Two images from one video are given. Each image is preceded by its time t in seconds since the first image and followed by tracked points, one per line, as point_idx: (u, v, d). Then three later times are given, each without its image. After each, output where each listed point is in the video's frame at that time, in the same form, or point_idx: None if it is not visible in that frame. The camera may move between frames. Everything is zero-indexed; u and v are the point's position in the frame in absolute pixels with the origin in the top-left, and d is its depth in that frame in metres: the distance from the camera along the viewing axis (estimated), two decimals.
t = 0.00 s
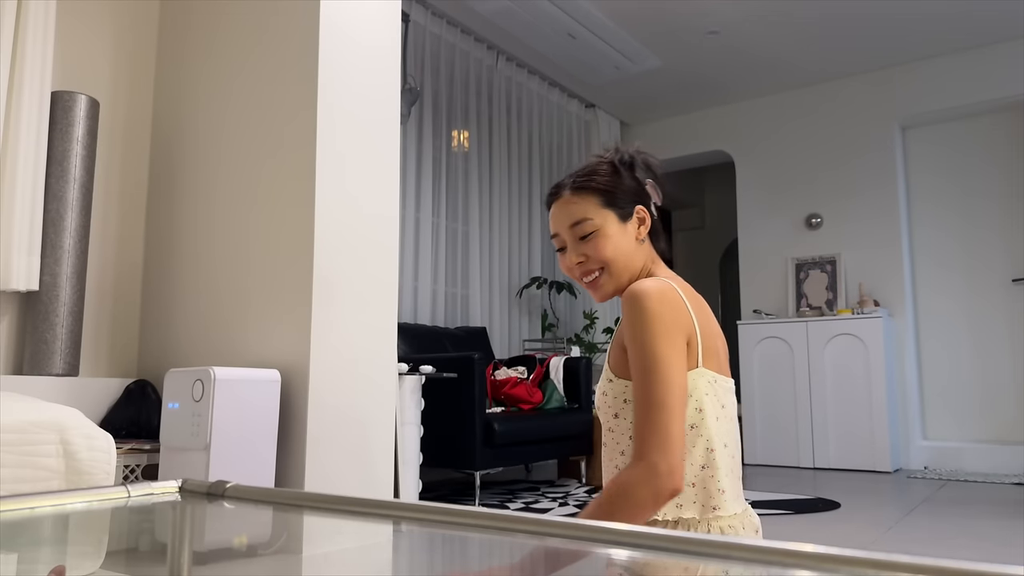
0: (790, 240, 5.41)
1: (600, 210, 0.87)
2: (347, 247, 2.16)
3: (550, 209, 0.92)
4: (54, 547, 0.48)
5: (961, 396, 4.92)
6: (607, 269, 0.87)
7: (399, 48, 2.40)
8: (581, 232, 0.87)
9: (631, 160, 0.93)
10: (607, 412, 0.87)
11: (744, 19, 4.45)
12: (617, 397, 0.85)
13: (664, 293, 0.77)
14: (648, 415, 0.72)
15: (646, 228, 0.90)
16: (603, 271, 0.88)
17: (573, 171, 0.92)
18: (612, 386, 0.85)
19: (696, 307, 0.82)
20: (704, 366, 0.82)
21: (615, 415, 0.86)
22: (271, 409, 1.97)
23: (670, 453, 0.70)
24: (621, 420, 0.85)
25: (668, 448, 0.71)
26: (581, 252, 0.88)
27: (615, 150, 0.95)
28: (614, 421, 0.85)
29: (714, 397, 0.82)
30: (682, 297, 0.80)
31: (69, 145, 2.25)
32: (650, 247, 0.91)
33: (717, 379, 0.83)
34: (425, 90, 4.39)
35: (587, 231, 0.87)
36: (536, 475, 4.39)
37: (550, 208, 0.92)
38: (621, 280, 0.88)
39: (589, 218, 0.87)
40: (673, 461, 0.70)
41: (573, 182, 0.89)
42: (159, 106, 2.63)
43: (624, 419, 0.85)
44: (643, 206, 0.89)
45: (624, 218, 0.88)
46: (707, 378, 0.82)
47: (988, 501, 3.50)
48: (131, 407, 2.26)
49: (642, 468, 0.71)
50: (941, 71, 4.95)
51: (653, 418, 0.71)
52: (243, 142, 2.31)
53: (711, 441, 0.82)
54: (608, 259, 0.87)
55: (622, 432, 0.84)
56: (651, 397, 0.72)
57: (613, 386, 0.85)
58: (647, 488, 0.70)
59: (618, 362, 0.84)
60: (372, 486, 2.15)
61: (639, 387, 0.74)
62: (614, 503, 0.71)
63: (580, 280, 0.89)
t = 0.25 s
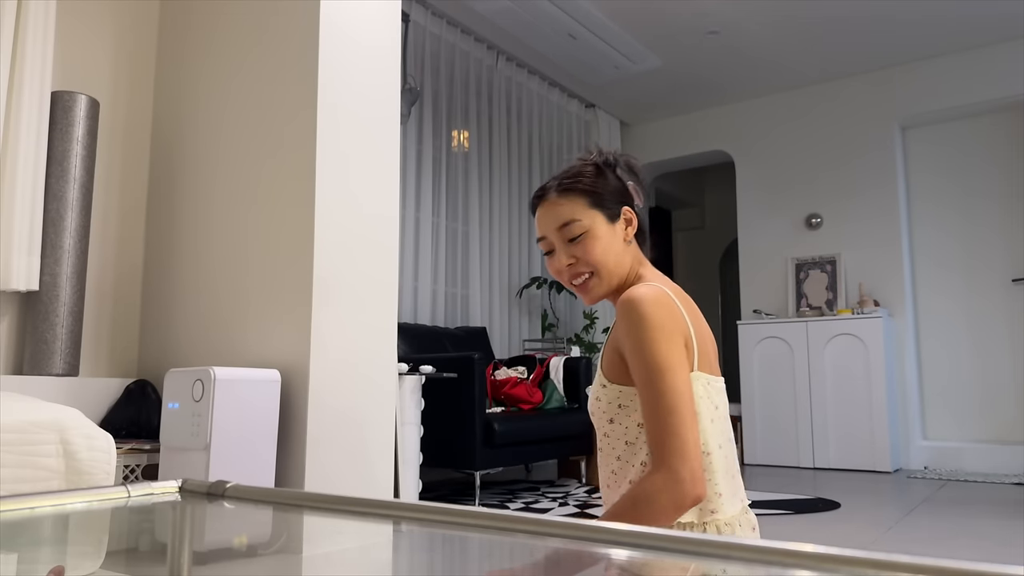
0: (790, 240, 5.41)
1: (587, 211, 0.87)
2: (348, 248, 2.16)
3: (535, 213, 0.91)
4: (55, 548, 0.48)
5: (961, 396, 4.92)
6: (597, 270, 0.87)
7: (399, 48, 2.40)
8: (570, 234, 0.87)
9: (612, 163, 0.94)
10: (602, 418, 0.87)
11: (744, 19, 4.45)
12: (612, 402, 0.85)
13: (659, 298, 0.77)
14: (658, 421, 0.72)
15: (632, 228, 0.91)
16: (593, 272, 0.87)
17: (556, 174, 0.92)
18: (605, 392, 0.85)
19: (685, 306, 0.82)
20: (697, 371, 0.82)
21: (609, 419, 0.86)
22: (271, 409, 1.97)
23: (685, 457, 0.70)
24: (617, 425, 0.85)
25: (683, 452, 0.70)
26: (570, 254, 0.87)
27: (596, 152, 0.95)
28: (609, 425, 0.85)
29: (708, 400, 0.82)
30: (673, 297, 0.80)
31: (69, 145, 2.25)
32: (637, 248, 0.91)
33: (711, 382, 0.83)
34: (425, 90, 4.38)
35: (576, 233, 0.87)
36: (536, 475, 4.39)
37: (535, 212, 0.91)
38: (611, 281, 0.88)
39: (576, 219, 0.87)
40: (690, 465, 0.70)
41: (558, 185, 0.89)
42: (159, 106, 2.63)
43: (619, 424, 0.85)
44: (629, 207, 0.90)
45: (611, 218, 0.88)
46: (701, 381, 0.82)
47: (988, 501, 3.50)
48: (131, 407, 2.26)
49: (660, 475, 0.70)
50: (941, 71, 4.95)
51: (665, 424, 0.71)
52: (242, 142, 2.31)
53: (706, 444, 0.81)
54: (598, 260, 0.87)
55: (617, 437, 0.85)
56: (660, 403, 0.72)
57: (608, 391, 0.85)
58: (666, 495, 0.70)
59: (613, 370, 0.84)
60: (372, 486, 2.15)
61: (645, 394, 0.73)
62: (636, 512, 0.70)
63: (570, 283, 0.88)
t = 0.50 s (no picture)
0: (790, 240, 5.41)
1: (585, 202, 0.86)
2: (348, 248, 2.16)
3: (531, 206, 0.90)
4: (55, 547, 0.48)
5: (961, 396, 4.92)
6: (592, 262, 0.86)
7: (399, 48, 2.40)
8: (566, 224, 0.86)
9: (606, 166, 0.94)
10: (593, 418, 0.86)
11: (744, 19, 4.45)
12: (602, 402, 0.84)
13: (650, 298, 0.77)
14: (632, 421, 0.72)
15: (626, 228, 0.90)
16: (588, 264, 0.86)
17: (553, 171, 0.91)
18: (596, 392, 0.84)
19: (681, 309, 0.82)
20: (686, 371, 0.82)
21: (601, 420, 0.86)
22: (271, 409, 1.97)
23: (653, 461, 0.70)
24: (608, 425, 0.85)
25: (652, 456, 0.71)
26: (565, 244, 0.86)
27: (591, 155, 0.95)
28: (600, 426, 0.85)
29: (699, 399, 0.82)
30: (667, 299, 0.80)
31: (69, 145, 2.25)
32: (630, 248, 0.90)
33: (702, 381, 0.83)
34: (425, 90, 4.38)
35: (573, 223, 0.86)
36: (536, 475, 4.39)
37: (530, 206, 0.90)
38: (605, 275, 0.87)
39: (574, 209, 0.86)
40: (655, 470, 0.70)
41: (555, 179, 0.89)
42: (159, 106, 2.63)
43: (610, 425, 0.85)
44: (625, 205, 0.89)
45: (607, 213, 0.87)
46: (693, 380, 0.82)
47: (988, 501, 3.50)
48: (131, 407, 2.26)
49: (626, 475, 0.71)
50: (941, 71, 4.95)
51: (637, 426, 0.71)
52: (242, 141, 2.31)
53: (698, 443, 0.81)
54: (594, 252, 0.85)
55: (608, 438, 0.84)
56: (636, 403, 0.72)
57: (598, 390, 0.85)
58: (629, 496, 0.70)
59: (603, 368, 0.84)
60: (371, 486, 2.15)
61: (625, 393, 0.73)
62: (599, 509, 0.71)
63: (563, 274, 0.87)
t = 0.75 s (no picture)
0: (790, 240, 5.41)
1: (587, 196, 0.86)
2: (348, 249, 2.16)
3: (532, 198, 0.90)
4: (54, 547, 0.48)
5: (961, 396, 4.92)
6: (587, 256, 0.85)
7: (399, 48, 2.40)
8: (566, 216, 0.86)
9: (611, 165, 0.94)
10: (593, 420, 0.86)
11: (744, 19, 4.45)
12: (603, 403, 0.84)
13: (653, 299, 0.77)
14: (631, 422, 0.72)
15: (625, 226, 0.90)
16: (583, 259, 0.86)
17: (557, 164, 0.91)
18: (596, 394, 0.84)
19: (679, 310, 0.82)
20: (688, 371, 0.81)
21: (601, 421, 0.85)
22: (271, 409, 1.97)
23: (650, 462, 0.70)
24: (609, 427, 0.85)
25: (649, 456, 0.71)
26: (563, 237, 0.86)
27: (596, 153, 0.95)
28: (600, 427, 0.85)
29: (699, 401, 0.82)
30: (669, 300, 0.80)
31: (69, 145, 2.25)
32: (629, 247, 0.90)
33: (702, 382, 0.82)
34: (425, 90, 4.38)
35: (572, 216, 0.86)
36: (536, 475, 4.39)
37: (531, 197, 0.90)
38: (600, 272, 0.86)
39: (575, 202, 0.86)
40: (652, 471, 0.70)
41: (558, 171, 0.89)
42: (159, 105, 2.63)
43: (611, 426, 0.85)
44: (626, 204, 0.89)
45: (608, 210, 0.87)
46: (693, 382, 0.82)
47: (988, 501, 3.50)
48: (131, 407, 2.26)
49: (623, 476, 0.71)
50: (941, 71, 4.95)
51: (636, 426, 0.71)
52: (242, 141, 2.31)
53: (699, 444, 0.81)
54: (591, 246, 0.85)
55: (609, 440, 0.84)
56: (635, 404, 0.72)
57: (599, 393, 0.85)
58: (626, 496, 0.70)
59: (602, 369, 0.84)
60: (372, 486, 2.15)
61: (625, 395, 0.73)
62: (595, 508, 0.71)
63: (558, 267, 0.86)
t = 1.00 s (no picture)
0: (790, 240, 5.41)
1: (588, 196, 0.86)
2: (347, 249, 2.16)
3: (532, 197, 0.90)
4: (54, 547, 0.48)
5: (961, 396, 4.92)
6: (587, 257, 0.85)
7: (399, 48, 2.40)
8: (566, 216, 0.86)
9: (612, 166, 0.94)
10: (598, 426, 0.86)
11: (744, 19, 4.44)
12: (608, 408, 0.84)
13: (663, 306, 0.77)
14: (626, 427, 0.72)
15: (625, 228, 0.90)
16: (583, 259, 0.86)
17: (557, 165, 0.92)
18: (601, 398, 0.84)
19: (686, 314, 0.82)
20: (696, 374, 0.82)
21: (606, 427, 0.85)
22: (271, 409, 1.97)
23: (637, 470, 0.71)
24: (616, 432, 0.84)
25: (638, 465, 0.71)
26: (563, 236, 0.86)
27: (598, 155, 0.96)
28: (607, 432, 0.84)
29: (705, 403, 0.82)
30: (677, 308, 0.80)
31: (69, 145, 2.25)
32: (628, 249, 0.90)
33: (707, 384, 0.83)
34: (425, 90, 4.38)
35: (572, 215, 0.86)
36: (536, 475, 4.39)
37: (532, 197, 0.91)
38: (599, 273, 0.86)
39: (576, 201, 0.86)
40: (640, 480, 0.71)
41: (558, 171, 0.89)
42: (159, 105, 2.63)
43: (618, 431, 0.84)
44: (626, 206, 0.89)
45: (608, 211, 0.87)
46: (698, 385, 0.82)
47: (987, 501, 3.50)
48: (131, 407, 2.26)
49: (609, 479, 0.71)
50: (941, 71, 4.95)
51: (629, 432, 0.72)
52: (242, 141, 2.31)
53: (707, 446, 0.81)
54: (591, 246, 0.85)
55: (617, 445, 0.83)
56: (633, 409, 0.72)
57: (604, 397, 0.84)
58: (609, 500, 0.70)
59: (606, 373, 0.83)
60: (372, 486, 2.15)
61: (622, 398, 0.74)
62: (577, 507, 0.71)
63: (557, 266, 0.86)
